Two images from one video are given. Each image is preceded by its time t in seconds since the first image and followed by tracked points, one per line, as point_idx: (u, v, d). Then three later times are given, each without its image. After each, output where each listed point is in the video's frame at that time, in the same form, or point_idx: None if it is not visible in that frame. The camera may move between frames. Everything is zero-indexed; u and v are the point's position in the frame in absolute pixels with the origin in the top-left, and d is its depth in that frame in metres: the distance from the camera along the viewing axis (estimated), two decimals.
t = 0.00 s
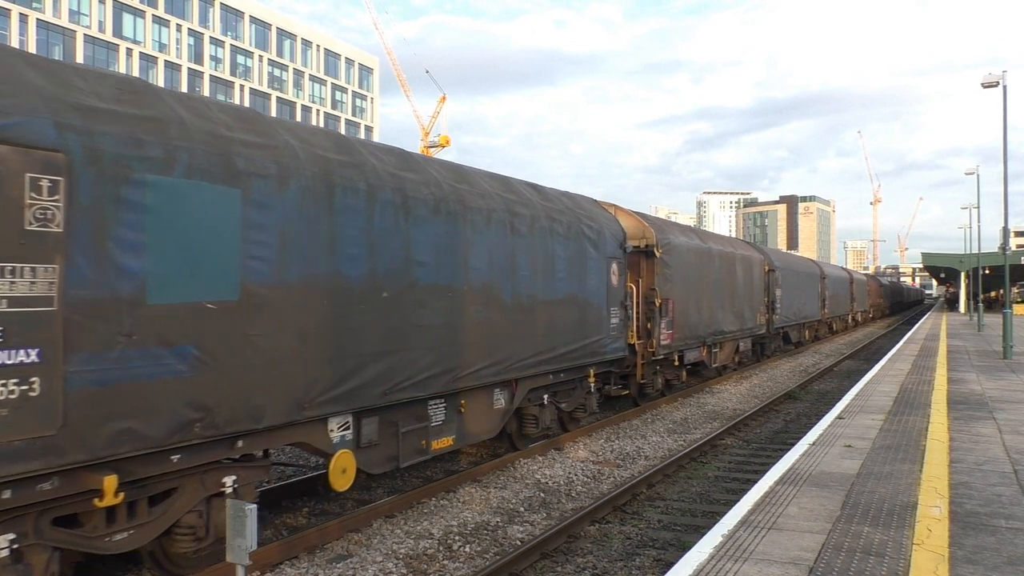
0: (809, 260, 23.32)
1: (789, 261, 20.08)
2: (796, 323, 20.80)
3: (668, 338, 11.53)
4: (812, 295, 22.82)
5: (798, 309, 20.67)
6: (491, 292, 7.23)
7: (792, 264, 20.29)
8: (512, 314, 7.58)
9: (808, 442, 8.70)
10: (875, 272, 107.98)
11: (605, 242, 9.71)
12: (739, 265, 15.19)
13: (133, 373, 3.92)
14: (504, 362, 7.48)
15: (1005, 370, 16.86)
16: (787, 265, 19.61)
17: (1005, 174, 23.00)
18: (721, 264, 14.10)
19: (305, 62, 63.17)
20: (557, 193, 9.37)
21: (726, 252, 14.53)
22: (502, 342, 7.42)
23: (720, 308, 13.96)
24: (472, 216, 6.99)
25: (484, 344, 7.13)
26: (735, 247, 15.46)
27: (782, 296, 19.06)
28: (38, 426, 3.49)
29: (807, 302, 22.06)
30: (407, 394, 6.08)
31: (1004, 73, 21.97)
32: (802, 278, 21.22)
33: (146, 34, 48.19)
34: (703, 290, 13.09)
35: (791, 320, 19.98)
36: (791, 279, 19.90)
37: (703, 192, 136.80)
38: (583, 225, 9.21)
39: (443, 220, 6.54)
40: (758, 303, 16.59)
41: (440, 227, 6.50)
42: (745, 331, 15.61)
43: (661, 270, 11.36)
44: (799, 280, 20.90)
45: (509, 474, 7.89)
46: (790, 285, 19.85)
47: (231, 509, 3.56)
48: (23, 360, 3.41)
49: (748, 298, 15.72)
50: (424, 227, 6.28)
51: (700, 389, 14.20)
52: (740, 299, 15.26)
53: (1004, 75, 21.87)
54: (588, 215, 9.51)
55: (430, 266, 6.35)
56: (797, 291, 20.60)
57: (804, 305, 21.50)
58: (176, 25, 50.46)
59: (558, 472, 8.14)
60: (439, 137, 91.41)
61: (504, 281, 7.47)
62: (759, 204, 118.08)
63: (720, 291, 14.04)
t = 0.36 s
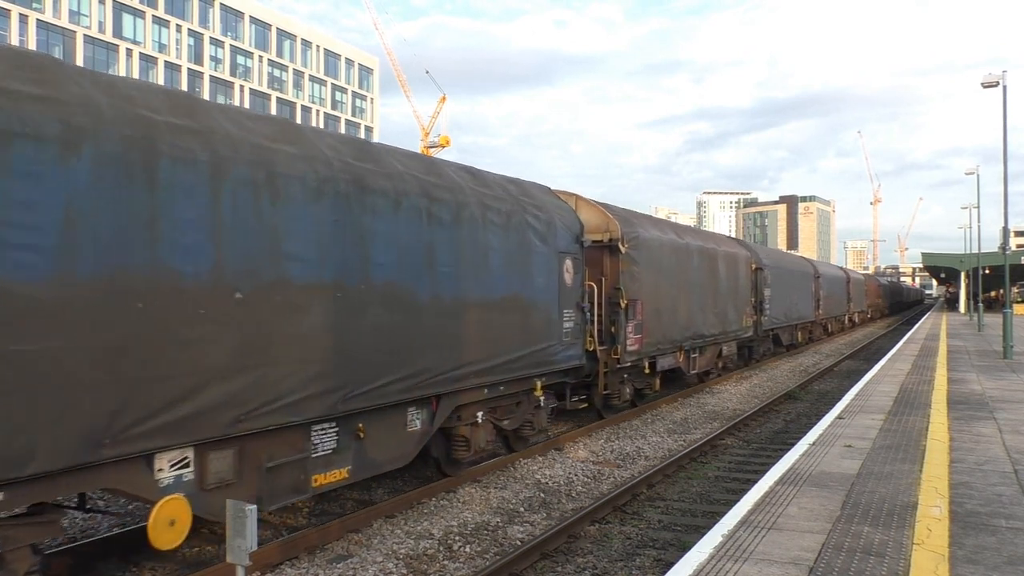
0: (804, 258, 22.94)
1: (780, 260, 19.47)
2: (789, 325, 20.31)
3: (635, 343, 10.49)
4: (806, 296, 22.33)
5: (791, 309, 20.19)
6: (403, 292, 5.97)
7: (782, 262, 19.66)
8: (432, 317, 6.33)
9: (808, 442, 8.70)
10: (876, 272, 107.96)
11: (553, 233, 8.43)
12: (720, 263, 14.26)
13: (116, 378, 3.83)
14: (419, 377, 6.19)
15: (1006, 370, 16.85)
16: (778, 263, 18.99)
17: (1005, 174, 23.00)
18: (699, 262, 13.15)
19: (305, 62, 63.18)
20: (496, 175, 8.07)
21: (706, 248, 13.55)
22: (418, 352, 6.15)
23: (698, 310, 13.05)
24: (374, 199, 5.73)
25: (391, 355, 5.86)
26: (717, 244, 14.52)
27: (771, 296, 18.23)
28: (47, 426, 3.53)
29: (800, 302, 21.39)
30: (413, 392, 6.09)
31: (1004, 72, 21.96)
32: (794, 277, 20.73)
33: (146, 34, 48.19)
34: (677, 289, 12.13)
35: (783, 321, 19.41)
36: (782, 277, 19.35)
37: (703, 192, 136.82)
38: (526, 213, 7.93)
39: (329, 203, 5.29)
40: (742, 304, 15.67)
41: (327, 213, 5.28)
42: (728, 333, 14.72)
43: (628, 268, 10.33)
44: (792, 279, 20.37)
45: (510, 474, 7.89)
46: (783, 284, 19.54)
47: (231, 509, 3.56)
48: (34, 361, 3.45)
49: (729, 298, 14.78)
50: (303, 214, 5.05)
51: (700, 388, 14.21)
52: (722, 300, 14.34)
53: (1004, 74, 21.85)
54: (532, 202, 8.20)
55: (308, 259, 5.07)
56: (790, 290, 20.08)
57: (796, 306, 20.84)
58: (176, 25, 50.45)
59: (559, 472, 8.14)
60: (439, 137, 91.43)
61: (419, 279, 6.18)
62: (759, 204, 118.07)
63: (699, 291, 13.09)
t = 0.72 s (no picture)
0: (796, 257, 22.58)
1: (767, 258, 18.82)
2: (779, 327, 19.76)
3: (592, 350, 9.49)
4: (797, 297, 21.71)
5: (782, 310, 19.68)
6: (262, 294, 4.62)
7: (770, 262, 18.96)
8: (307, 325, 4.97)
9: (808, 442, 8.70)
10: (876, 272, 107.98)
11: (483, 224, 7.09)
12: (693, 262, 13.29)
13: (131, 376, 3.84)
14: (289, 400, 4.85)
15: (1005, 370, 16.86)
16: (765, 262, 18.30)
17: (1004, 174, 23.01)
18: (669, 259, 12.19)
19: (305, 62, 63.17)
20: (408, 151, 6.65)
21: (676, 245, 12.56)
22: (285, 369, 4.80)
23: (669, 311, 12.08)
24: (219, 172, 4.42)
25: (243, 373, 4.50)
26: (691, 241, 13.55)
27: (755, 297, 17.37)
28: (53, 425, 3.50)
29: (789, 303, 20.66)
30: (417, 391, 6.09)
31: (1004, 72, 21.96)
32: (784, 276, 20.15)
33: (145, 34, 48.18)
34: (644, 289, 11.16)
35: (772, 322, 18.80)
36: (771, 277, 18.76)
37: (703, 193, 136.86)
38: (449, 199, 6.62)
39: (142, 173, 3.96)
40: (720, 306, 14.71)
41: (143, 186, 3.96)
42: (704, 338, 13.75)
43: (584, 264, 9.38)
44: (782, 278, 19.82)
45: (509, 474, 7.90)
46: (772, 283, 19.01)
47: (231, 509, 3.57)
48: (42, 360, 3.44)
49: (705, 300, 13.81)
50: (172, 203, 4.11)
51: (700, 388, 14.23)
52: (696, 302, 13.37)
53: (1003, 74, 21.86)
54: (458, 186, 6.88)
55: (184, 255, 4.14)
56: (779, 290, 19.52)
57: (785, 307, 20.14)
58: (175, 25, 50.44)
59: (558, 472, 8.14)
60: (438, 137, 91.48)
61: (293, 276, 4.88)
62: (759, 204, 118.12)
63: (668, 292, 12.12)
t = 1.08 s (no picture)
0: (787, 254, 21.95)
1: (755, 255, 17.97)
2: (770, 329, 18.90)
3: (535, 359, 8.18)
4: (789, 297, 20.86)
5: (772, 312, 18.92)
6: (26, 291, 3.36)
7: (758, 259, 18.09)
8: (108, 333, 3.73)
9: (808, 443, 8.70)
10: (876, 272, 107.94)
11: (389, 208, 5.87)
12: (668, 257, 11.99)
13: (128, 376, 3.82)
14: (79, 436, 3.61)
15: (1005, 371, 16.87)
16: (752, 260, 17.40)
17: (1004, 174, 23.02)
18: (639, 254, 10.88)
19: (305, 62, 63.17)
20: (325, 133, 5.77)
21: (649, 238, 11.24)
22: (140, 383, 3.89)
23: (637, 313, 10.78)
24: None
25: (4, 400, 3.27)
26: (669, 234, 12.32)
27: (740, 296, 16.23)
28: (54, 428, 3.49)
29: (778, 304, 19.70)
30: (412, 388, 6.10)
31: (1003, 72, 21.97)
32: (774, 275, 19.34)
33: (145, 34, 48.19)
34: (605, 288, 9.85)
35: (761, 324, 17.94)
36: (760, 275, 17.96)
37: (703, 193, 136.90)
38: (336, 175, 5.40)
39: (31, 162, 3.44)
40: (700, 306, 13.45)
41: None
42: (680, 343, 12.45)
43: (527, 259, 8.04)
44: (772, 277, 19.03)
45: (509, 474, 7.89)
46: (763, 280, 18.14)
47: (231, 509, 3.56)
48: (42, 360, 3.43)
49: (682, 301, 12.54)
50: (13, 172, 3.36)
51: (700, 388, 14.23)
52: (671, 302, 12.07)
53: (1003, 74, 21.87)
54: (351, 162, 5.65)
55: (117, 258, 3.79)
56: (769, 289, 18.70)
57: (775, 308, 19.23)
58: (175, 25, 50.43)
59: (558, 472, 8.14)
60: (438, 137, 91.53)
61: (78, 269, 3.60)
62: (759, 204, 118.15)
63: (638, 292, 10.82)
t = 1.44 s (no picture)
0: (777, 252, 21.16)
1: (742, 252, 17.10)
2: (758, 331, 17.98)
3: (456, 374, 6.81)
4: (780, 297, 19.98)
5: (761, 313, 18.11)
6: None
7: (745, 256, 17.21)
8: None
9: (808, 443, 8.69)
10: (877, 272, 107.88)
11: (241, 185, 4.63)
12: (634, 253, 10.87)
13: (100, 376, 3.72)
14: None
15: (1006, 371, 16.83)
16: (737, 257, 16.46)
17: (1004, 174, 23.03)
18: (597, 249, 9.73)
19: (305, 62, 63.16)
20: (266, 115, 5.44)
21: (609, 231, 10.12)
22: None
23: (594, 315, 9.63)
24: None
25: None
26: (635, 227, 11.21)
27: (720, 296, 15.12)
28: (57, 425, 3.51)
29: (766, 304, 18.75)
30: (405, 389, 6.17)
31: (1004, 72, 21.97)
32: (763, 274, 18.50)
33: (146, 34, 48.17)
34: (555, 287, 8.66)
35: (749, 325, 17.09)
36: (747, 274, 17.16)
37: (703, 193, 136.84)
38: (156, 137, 4.14)
39: None
40: (672, 308, 12.30)
41: None
42: (647, 347, 11.33)
43: (450, 253, 6.77)
44: (760, 276, 18.21)
45: (509, 474, 7.88)
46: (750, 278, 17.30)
47: (232, 509, 3.56)
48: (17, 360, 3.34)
49: (650, 301, 11.42)
50: None
51: (700, 389, 14.21)
52: (637, 303, 10.94)
53: (1003, 74, 21.86)
54: (188, 127, 4.38)
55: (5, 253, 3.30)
56: (757, 288, 17.87)
57: (763, 308, 18.33)
58: (176, 25, 50.43)
59: (558, 472, 8.13)
60: (439, 137, 91.54)
61: None
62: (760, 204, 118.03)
63: (596, 291, 9.65)
